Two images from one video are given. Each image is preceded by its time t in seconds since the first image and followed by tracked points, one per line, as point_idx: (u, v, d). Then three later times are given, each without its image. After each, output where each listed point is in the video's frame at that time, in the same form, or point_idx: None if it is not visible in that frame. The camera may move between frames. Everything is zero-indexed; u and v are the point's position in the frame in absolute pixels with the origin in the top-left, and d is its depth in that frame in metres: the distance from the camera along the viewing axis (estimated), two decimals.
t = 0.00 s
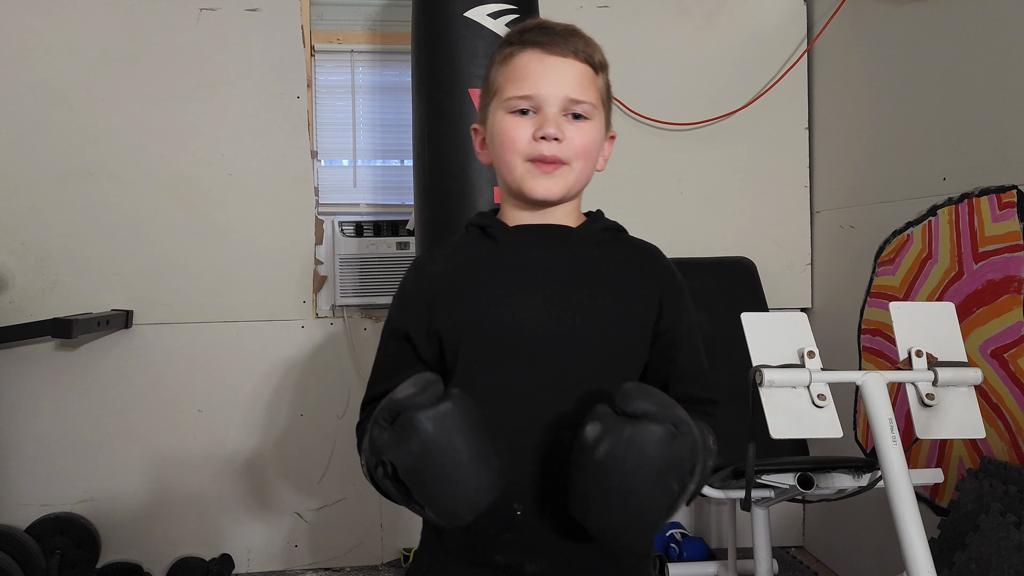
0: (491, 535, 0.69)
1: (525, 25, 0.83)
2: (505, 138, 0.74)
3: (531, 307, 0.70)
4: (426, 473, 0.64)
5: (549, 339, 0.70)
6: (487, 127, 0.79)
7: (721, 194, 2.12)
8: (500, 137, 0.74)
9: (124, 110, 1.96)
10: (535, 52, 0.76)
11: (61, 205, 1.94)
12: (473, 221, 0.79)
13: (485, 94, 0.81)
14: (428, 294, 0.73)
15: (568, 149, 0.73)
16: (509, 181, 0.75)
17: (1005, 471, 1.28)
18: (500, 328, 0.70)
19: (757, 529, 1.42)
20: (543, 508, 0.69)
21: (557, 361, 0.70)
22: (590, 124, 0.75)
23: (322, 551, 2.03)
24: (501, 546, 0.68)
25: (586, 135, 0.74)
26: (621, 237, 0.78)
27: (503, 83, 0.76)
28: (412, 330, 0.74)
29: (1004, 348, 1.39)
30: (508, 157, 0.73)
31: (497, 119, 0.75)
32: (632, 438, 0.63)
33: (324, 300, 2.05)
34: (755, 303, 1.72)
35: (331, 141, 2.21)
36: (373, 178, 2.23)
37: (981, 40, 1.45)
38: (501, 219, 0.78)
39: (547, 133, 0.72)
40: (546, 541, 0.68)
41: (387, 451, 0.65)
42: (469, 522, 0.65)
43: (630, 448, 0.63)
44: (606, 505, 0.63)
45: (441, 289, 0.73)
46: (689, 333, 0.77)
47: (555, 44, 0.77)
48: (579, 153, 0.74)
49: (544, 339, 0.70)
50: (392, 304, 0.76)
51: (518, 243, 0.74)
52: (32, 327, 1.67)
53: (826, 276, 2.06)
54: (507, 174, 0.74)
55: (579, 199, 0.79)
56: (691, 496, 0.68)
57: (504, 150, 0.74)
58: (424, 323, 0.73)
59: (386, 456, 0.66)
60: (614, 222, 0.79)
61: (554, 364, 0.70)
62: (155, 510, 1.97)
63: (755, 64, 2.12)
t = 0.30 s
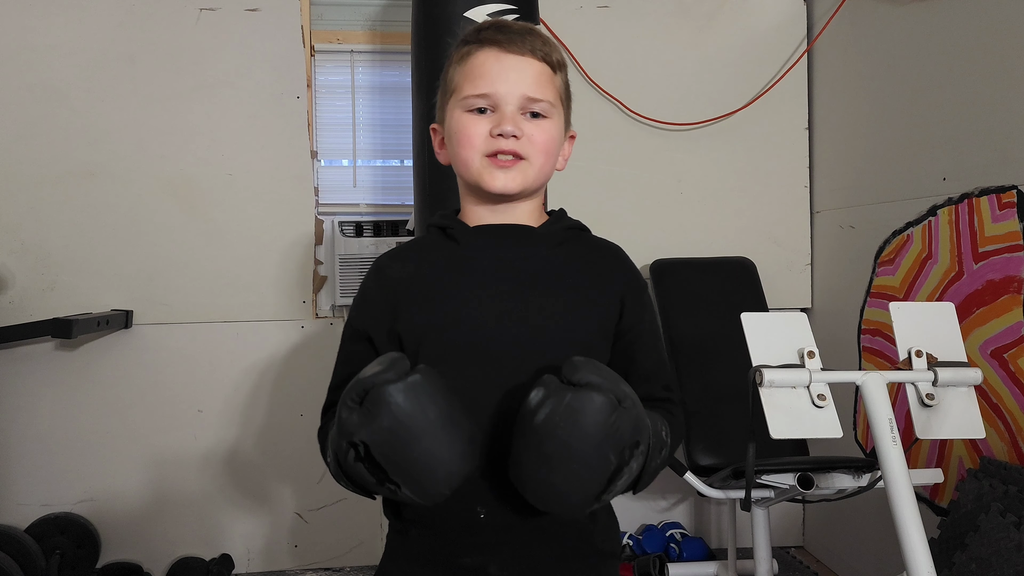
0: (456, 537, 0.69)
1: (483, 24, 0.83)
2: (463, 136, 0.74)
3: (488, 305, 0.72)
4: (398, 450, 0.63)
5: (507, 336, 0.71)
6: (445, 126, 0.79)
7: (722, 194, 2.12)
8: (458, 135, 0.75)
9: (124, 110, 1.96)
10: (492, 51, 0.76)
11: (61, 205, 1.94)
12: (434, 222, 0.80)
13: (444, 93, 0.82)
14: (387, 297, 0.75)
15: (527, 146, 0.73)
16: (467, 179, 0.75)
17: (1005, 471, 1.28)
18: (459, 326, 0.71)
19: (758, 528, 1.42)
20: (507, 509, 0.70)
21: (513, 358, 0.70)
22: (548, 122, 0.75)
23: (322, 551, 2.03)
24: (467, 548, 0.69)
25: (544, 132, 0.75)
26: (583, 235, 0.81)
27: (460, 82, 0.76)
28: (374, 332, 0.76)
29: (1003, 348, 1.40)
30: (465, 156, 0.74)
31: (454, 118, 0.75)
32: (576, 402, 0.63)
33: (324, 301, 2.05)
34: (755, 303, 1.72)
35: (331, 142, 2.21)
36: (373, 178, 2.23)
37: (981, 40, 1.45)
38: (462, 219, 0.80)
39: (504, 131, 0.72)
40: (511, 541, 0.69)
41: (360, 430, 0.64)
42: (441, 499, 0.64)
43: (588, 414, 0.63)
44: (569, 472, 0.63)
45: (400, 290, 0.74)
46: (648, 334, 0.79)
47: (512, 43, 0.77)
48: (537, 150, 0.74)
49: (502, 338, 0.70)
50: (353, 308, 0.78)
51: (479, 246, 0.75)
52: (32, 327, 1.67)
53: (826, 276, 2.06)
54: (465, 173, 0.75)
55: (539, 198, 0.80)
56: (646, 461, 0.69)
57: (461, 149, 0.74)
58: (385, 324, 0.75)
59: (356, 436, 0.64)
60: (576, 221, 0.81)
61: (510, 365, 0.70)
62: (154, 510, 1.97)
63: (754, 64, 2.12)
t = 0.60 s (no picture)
0: (455, 540, 0.69)
1: (487, 21, 0.83)
2: (469, 135, 0.74)
3: (492, 298, 0.72)
4: (413, 429, 0.63)
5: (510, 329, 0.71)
6: (449, 124, 0.79)
7: (722, 194, 2.12)
8: (463, 133, 0.74)
9: (124, 110, 1.96)
10: (498, 48, 0.76)
11: (61, 205, 1.94)
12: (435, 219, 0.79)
13: (447, 90, 0.82)
14: (390, 294, 0.74)
15: (531, 145, 0.73)
16: (472, 178, 0.75)
17: (1005, 471, 1.28)
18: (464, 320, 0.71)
19: (757, 528, 1.42)
20: (509, 511, 0.70)
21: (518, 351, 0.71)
22: (553, 120, 0.75)
23: (322, 551, 2.03)
24: (463, 549, 0.69)
25: (549, 131, 0.75)
26: (585, 235, 0.80)
27: (465, 79, 0.76)
28: (379, 331, 0.76)
29: (1004, 348, 1.40)
30: (470, 154, 0.74)
31: (460, 116, 0.75)
32: (577, 360, 0.64)
33: (324, 300, 2.05)
34: (754, 303, 1.72)
35: (331, 141, 2.21)
36: (373, 178, 2.24)
37: (981, 40, 1.45)
38: (466, 218, 0.79)
39: (510, 129, 0.72)
40: (508, 543, 0.69)
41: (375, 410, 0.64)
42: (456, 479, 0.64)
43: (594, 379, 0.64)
44: (579, 439, 0.64)
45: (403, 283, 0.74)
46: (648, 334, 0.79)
47: (518, 40, 0.77)
48: (542, 149, 0.74)
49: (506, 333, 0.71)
50: (354, 305, 0.77)
51: (482, 246, 0.75)
52: (32, 327, 1.67)
53: (826, 276, 2.06)
54: (470, 173, 0.75)
55: (543, 198, 0.80)
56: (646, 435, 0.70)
57: (468, 147, 0.74)
58: (389, 322, 0.75)
59: (371, 417, 0.64)
60: (578, 220, 0.81)
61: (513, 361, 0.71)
62: (155, 510, 1.97)
63: (754, 64, 2.12)
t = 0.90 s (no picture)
0: (496, 538, 0.67)
1: (540, 21, 0.83)
2: (521, 135, 0.74)
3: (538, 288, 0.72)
4: (447, 395, 0.63)
5: (554, 318, 0.71)
6: (500, 123, 0.79)
7: (721, 195, 2.12)
8: (516, 133, 0.75)
9: (124, 110, 1.96)
10: (551, 49, 0.76)
11: (61, 204, 1.94)
12: (481, 217, 0.79)
13: (498, 89, 0.82)
14: (435, 288, 0.74)
15: (584, 145, 0.73)
16: (523, 178, 0.75)
17: (1005, 471, 1.28)
18: (511, 311, 0.71)
19: (757, 528, 1.43)
20: (553, 511, 0.67)
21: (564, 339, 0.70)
22: (606, 121, 0.75)
23: (322, 551, 2.03)
24: (505, 548, 0.66)
25: (601, 132, 0.74)
26: (628, 238, 0.78)
27: (517, 79, 0.77)
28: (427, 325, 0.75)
29: (1003, 348, 1.40)
30: (523, 154, 0.73)
31: (511, 116, 0.75)
32: (640, 322, 0.64)
33: (324, 300, 2.05)
34: (755, 302, 1.72)
35: (331, 142, 2.21)
36: (373, 178, 2.24)
37: (981, 40, 1.45)
38: (513, 217, 0.78)
39: (563, 130, 0.72)
40: (552, 542, 0.66)
41: (413, 379, 0.65)
42: (488, 455, 0.64)
43: (638, 352, 0.64)
44: (619, 411, 0.63)
45: (451, 275, 0.74)
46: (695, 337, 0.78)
47: (571, 40, 0.77)
48: (594, 150, 0.74)
49: (553, 325, 0.70)
50: (398, 299, 0.77)
51: (533, 241, 0.74)
52: (32, 327, 1.67)
53: (825, 276, 2.06)
54: (521, 172, 0.74)
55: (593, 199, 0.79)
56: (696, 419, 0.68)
57: (520, 147, 0.74)
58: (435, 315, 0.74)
59: (408, 385, 0.65)
60: (623, 223, 0.79)
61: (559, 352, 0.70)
62: (155, 510, 1.97)
63: (755, 64, 2.12)
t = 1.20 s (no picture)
0: (502, 538, 0.66)
1: (550, 19, 0.82)
2: (528, 134, 0.74)
3: (544, 289, 0.71)
4: (449, 391, 0.62)
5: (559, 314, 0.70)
6: (508, 122, 0.79)
7: (721, 195, 2.12)
8: (523, 133, 0.75)
9: (124, 110, 1.96)
10: (560, 48, 0.75)
11: (61, 204, 1.94)
12: (488, 217, 0.79)
13: (507, 87, 0.82)
14: (441, 286, 0.74)
15: (591, 145, 0.73)
16: (529, 177, 0.75)
17: (1005, 471, 1.28)
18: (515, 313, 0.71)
19: (757, 528, 1.42)
20: (558, 512, 0.66)
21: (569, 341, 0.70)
22: (613, 122, 0.75)
23: (322, 551, 2.03)
24: (512, 547, 0.66)
25: (608, 132, 0.75)
26: (636, 239, 0.78)
27: (525, 78, 0.76)
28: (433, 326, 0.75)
29: (1004, 347, 1.40)
30: (529, 153, 0.74)
31: (519, 115, 0.75)
32: (652, 312, 0.64)
33: (324, 300, 2.05)
34: (755, 302, 1.72)
35: (331, 141, 2.21)
36: (373, 178, 2.24)
37: (981, 40, 1.45)
38: (518, 215, 0.79)
39: (570, 130, 0.72)
40: (561, 543, 0.66)
41: (412, 372, 0.64)
42: (490, 448, 0.63)
43: (644, 342, 0.63)
44: (622, 401, 0.62)
45: (457, 276, 0.74)
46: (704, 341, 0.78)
47: (581, 39, 0.76)
48: (600, 150, 0.74)
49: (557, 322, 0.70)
50: (404, 296, 0.77)
51: (535, 246, 0.74)
52: (32, 327, 1.67)
53: (825, 276, 2.06)
54: (527, 171, 0.75)
55: (598, 199, 0.79)
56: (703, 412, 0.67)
57: (527, 146, 0.74)
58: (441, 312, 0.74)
59: (409, 378, 0.64)
60: (630, 224, 0.79)
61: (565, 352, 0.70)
62: (155, 510, 1.97)
63: (755, 64, 2.12)
